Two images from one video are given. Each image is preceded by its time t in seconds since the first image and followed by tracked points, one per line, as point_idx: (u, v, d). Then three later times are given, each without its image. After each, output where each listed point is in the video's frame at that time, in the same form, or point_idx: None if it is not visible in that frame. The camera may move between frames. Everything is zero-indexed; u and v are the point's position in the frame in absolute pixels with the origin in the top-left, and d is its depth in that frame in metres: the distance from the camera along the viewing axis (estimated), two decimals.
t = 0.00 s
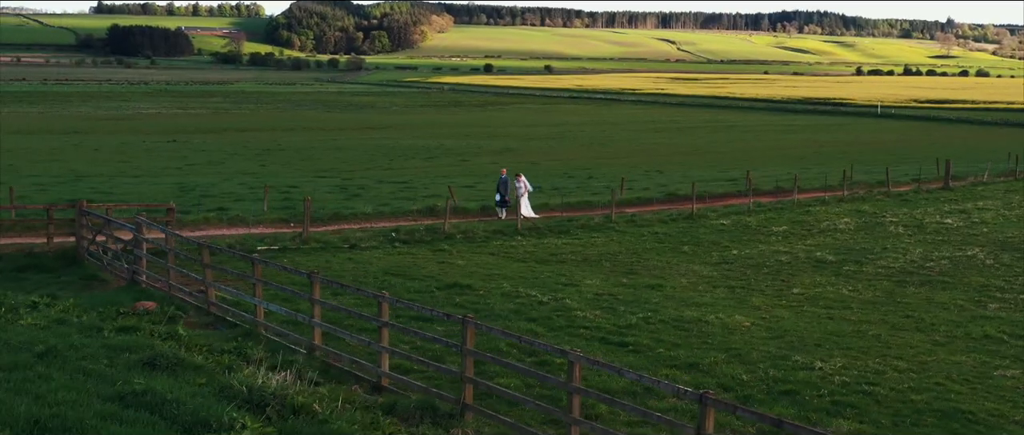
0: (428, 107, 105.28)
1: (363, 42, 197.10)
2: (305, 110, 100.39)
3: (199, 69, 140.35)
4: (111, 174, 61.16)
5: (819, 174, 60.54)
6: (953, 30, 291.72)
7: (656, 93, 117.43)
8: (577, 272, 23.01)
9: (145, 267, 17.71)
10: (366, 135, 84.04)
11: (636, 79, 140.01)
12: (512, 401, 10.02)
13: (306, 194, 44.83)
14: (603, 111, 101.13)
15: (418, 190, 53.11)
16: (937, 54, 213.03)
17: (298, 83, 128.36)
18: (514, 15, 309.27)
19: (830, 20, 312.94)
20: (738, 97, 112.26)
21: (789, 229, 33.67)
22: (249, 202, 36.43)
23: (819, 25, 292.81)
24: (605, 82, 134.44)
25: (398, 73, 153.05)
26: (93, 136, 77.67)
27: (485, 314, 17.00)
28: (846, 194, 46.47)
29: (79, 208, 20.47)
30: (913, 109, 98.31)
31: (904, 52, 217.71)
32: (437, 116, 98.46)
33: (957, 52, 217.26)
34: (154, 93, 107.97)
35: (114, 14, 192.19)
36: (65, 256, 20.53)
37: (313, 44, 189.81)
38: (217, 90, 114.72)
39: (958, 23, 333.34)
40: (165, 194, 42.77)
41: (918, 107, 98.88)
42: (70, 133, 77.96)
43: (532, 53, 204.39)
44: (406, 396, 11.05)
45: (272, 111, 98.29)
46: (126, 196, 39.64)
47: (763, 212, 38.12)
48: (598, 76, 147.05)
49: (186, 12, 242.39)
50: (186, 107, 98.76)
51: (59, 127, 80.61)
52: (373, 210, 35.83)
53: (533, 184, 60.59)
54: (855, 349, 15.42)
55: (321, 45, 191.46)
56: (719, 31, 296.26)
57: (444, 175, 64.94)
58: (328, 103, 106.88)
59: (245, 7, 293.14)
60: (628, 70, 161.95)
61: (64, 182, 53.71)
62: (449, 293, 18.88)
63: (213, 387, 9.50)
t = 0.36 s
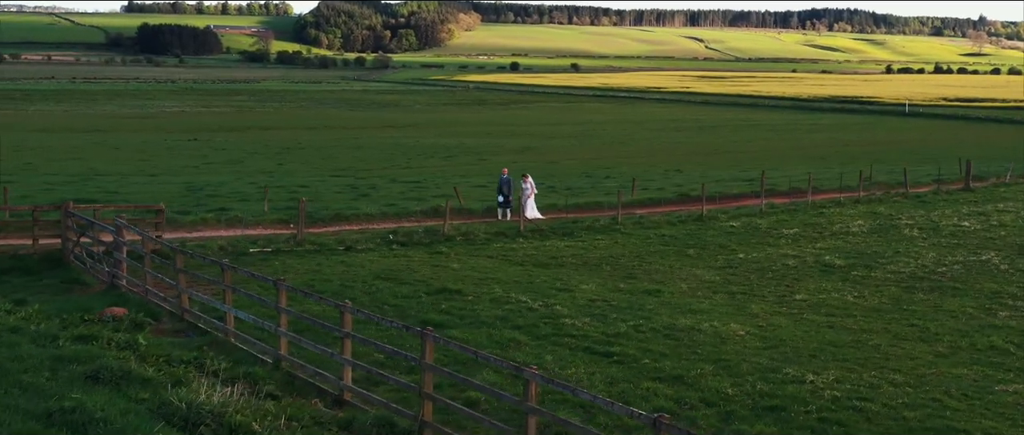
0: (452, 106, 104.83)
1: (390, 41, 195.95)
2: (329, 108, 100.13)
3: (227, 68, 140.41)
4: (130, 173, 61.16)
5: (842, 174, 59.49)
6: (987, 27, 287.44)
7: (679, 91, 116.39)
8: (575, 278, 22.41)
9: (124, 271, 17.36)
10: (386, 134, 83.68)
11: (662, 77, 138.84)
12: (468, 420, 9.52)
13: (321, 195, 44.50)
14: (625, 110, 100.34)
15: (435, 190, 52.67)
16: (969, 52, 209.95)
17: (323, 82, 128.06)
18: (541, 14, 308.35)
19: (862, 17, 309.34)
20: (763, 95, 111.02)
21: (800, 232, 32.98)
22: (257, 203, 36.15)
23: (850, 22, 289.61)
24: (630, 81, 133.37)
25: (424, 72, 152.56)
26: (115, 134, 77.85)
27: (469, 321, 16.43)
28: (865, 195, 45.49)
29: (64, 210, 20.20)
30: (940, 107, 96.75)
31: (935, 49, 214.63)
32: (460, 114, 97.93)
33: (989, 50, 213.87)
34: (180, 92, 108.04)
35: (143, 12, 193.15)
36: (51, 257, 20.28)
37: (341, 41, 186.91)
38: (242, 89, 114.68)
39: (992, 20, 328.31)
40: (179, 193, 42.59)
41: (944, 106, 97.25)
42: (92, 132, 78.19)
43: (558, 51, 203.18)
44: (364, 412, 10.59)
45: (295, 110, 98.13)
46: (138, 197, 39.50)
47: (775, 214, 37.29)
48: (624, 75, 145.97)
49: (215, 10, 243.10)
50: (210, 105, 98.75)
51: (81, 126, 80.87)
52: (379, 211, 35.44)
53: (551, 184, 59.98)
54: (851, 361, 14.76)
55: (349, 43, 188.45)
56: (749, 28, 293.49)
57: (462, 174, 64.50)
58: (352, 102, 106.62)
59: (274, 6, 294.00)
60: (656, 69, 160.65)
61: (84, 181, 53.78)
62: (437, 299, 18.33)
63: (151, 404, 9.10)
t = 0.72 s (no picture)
0: (469, 104, 104.27)
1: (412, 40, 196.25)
2: (346, 107, 99.75)
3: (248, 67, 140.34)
4: (141, 172, 60.97)
5: (857, 174, 58.56)
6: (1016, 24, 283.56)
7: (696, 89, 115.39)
8: (566, 283, 21.82)
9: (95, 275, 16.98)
10: (401, 133, 83.23)
11: (682, 75, 137.64)
12: None
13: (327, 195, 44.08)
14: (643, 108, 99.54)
15: (445, 189, 52.17)
16: (995, 50, 207.17)
17: (343, 80, 127.66)
18: (564, 12, 307.00)
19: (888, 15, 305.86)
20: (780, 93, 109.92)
21: (804, 234, 32.26)
22: (257, 204, 35.77)
23: (876, 19, 286.58)
24: (648, 79, 132.39)
25: (445, 70, 151.98)
26: (130, 133, 77.79)
27: (444, 330, 15.89)
28: (876, 196, 44.64)
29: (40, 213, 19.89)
30: (960, 106, 95.36)
31: (961, 47, 211.96)
32: (477, 113, 97.33)
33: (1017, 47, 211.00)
34: (199, 90, 107.89)
35: (165, 11, 193.79)
36: (28, 260, 19.93)
37: (364, 40, 188.11)
38: (262, 87, 114.46)
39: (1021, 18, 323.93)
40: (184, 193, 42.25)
41: (964, 104, 95.85)
42: (108, 130, 78.17)
43: (580, 49, 202.01)
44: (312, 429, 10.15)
45: (312, 108, 97.81)
46: (143, 198, 39.20)
47: (781, 215, 36.55)
48: (644, 73, 144.84)
49: (238, 9, 243.25)
50: (228, 103, 98.56)
51: (97, 124, 80.82)
52: (377, 211, 35.00)
53: (564, 184, 59.30)
54: (837, 373, 14.18)
55: (370, 42, 189.81)
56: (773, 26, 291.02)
57: (474, 173, 63.96)
58: (369, 100, 106.20)
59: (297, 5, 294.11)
60: (676, 66, 159.42)
61: (95, 181, 53.72)
62: (416, 305, 17.79)
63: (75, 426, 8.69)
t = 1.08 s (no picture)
0: (490, 102, 103.77)
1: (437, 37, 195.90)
2: (366, 104, 99.50)
3: (271, 64, 140.48)
4: (155, 170, 60.95)
5: (875, 174, 57.60)
6: None
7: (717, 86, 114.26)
8: (557, 287, 21.25)
9: (65, 278, 16.63)
10: (419, 130, 82.77)
11: (705, 73, 136.34)
12: None
13: (338, 195, 43.74)
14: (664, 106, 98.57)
15: (458, 189, 51.70)
16: None
17: (366, 78, 127.39)
18: (590, 10, 305.66)
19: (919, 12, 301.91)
20: (801, 91, 108.73)
21: (810, 236, 31.53)
22: (261, 204, 35.45)
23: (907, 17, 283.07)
24: (671, 77, 131.36)
25: (469, 67, 151.37)
26: (149, 130, 77.86)
27: (420, 337, 15.38)
28: (891, 197, 43.68)
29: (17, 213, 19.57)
30: (983, 104, 93.81)
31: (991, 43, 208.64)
32: (497, 111, 96.67)
33: None
34: (221, 88, 108.04)
35: (191, 12, 194.64)
36: (6, 260, 19.59)
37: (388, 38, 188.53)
38: (285, 85, 114.43)
39: None
40: (194, 192, 42.05)
41: (988, 103, 94.21)
42: (126, 127, 78.29)
43: (603, 47, 200.66)
44: None
45: (332, 106, 97.61)
46: (152, 197, 38.96)
47: (788, 217, 35.78)
48: (667, 70, 143.60)
49: (264, 8, 244.09)
50: (249, 101, 98.61)
51: (116, 122, 80.98)
52: (379, 212, 34.60)
53: (579, 183, 58.64)
54: (824, 386, 13.57)
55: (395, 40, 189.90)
56: (800, 24, 288.32)
57: (488, 172, 63.46)
58: (390, 98, 105.92)
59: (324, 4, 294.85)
60: (700, 64, 158.05)
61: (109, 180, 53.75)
62: (396, 311, 17.28)
63: None
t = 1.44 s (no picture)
0: (513, 99, 103.21)
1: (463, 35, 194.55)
2: (389, 102, 99.16)
3: (298, 61, 140.39)
4: (172, 169, 60.85)
5: (897, 174, 56.56)
6: None
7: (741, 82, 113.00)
8: (548, 291, 20.71)
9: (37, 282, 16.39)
10: (440, 129, 82.22)
11: (731, 70, 134.91)
12: None
13: (351, 196, 43.46)
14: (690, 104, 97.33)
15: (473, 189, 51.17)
16: None
17: (391, 75, 127.01)
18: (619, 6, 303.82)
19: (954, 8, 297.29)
20: (826, 89, 107.35)
21: (818, 238, 30.78)
22: (267, 204, 35.19)
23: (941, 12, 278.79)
24: (696, 74, 130.15)
25: (495, 64, 150.66)
26: (170, 128, 77.88)
27: (392, 345, 14.91)
28: (909, 197, 42.69)
29: None
30: (1010, 102, 92.15)
31: None
32: (521, 109, 95.90)
33: None
34: (246, 86, 108.05)
35: (219, 10, 195.16)
36: None
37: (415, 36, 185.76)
38: (309, 82, 114.29)
39: None
40: (204, 191, 41.89)
41: (1016, 101, 92.46)
42: (147, 125, 78.40)
43: (629, 44, 199.10)
44: None
45: (355, 103, 97.35)
46: (161, 196, 38.82)
47: (799, 218, 34.96)
48: (694, 67, 142.19)
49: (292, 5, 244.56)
50: (272, 99, 98.51)
51: (138, 119, 81.12)
52: (382, 212, 34.20)
53: (597, 183, 57.90)
54: (808, 400, 13.00)
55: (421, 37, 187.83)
56: (832, 19, 285.01)
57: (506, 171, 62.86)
58: (413, 96, 105.49)
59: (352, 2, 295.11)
60: (726, 61, 156.63)
61: (127, 179, 53.71)
62: (374, 317, 16.81)
63: None
